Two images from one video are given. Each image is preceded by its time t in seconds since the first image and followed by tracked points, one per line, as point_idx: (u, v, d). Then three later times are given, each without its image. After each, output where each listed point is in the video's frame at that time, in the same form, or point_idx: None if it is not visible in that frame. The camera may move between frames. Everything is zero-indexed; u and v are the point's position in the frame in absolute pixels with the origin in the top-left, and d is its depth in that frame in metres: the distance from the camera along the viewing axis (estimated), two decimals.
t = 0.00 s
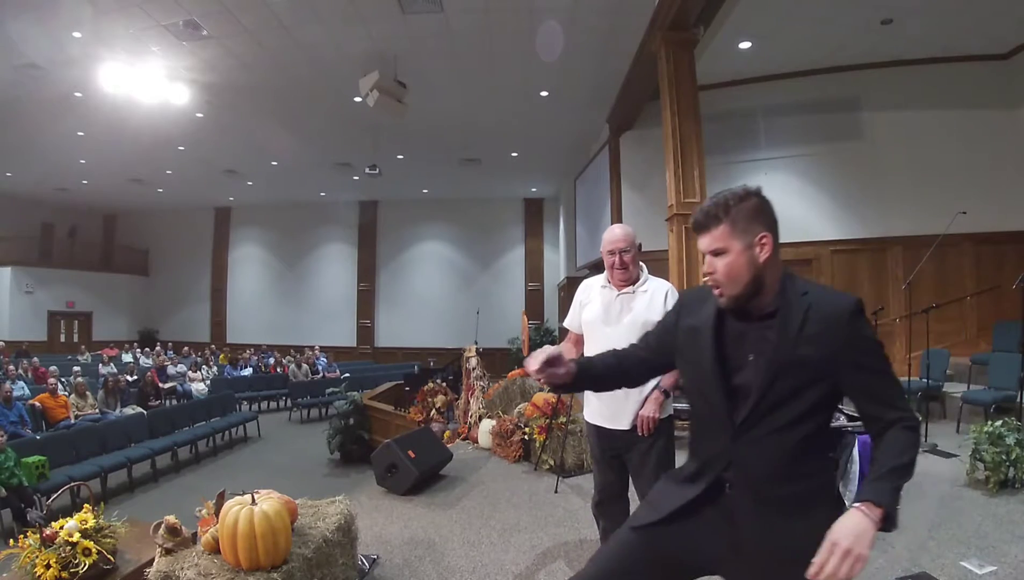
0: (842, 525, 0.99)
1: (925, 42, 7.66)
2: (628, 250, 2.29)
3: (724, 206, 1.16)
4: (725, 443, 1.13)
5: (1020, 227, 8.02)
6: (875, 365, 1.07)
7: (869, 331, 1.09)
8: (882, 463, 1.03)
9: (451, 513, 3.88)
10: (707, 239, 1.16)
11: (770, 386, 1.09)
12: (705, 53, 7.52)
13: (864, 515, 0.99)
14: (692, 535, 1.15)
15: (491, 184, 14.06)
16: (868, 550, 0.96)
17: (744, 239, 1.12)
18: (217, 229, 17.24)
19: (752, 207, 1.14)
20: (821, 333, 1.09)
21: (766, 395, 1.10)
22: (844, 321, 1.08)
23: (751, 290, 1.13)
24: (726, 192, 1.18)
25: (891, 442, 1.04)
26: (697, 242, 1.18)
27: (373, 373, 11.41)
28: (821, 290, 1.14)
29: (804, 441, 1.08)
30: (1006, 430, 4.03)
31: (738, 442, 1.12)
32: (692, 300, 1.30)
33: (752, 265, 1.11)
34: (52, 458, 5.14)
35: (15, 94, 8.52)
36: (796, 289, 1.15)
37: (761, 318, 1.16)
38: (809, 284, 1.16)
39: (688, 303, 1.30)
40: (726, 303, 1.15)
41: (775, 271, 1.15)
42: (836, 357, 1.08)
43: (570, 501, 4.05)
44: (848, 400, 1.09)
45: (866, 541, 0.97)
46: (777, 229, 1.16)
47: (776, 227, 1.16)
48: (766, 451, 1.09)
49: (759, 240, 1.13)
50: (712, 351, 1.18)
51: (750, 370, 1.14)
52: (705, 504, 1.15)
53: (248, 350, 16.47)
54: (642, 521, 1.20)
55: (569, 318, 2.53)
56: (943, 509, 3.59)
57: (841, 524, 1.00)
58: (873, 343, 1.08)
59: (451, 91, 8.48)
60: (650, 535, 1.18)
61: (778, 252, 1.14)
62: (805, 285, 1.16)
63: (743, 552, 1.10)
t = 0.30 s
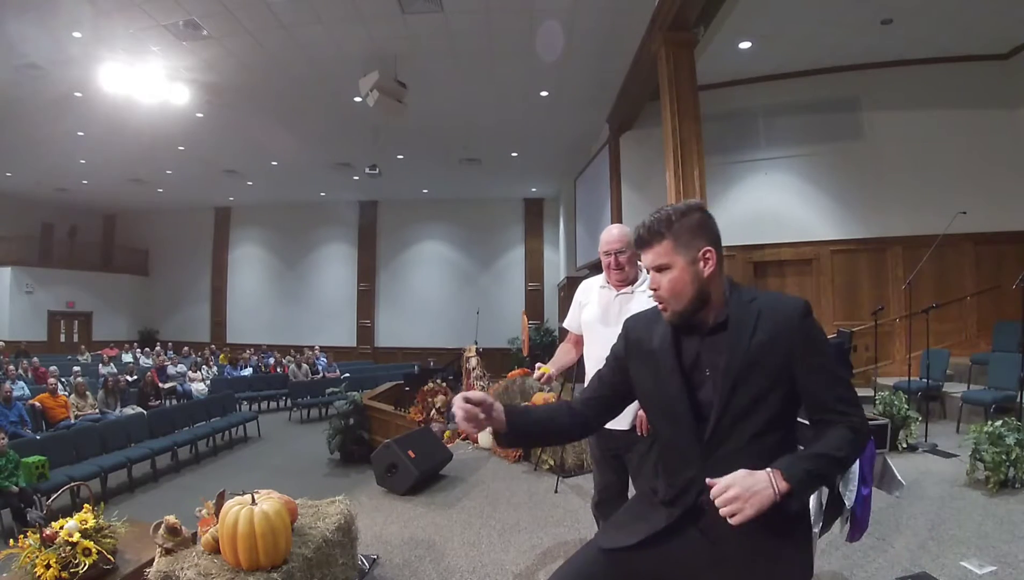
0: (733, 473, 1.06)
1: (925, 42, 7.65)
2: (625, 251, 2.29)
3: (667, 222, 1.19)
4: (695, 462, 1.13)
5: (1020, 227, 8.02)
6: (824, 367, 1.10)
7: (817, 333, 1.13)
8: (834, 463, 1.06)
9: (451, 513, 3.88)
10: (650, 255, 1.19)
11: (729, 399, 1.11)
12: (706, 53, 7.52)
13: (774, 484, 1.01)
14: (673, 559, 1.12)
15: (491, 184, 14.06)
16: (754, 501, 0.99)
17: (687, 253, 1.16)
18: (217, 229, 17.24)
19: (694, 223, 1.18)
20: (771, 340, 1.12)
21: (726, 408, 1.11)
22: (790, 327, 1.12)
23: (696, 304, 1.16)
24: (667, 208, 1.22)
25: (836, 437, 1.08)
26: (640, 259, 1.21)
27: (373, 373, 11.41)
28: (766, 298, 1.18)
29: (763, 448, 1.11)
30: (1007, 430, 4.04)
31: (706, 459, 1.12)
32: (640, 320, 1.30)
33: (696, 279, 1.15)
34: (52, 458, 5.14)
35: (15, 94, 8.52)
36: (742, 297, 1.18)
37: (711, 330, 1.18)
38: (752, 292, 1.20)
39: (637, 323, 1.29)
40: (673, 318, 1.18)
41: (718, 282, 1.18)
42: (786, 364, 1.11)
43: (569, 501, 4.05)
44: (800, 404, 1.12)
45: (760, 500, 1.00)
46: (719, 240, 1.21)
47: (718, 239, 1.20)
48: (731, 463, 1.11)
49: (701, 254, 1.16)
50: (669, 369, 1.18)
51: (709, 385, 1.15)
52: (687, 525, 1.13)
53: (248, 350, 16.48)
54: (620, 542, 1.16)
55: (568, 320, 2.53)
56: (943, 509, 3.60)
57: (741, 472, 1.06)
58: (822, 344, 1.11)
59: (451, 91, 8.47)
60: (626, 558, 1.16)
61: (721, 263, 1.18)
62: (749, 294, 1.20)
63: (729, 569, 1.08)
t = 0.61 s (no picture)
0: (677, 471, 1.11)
1: (925, 42, 7.65)
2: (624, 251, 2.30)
3: (626, 233, 1.18)
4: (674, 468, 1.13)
5: (1020, 227, 8.02)
6: (793, 370, 1.09)
7: (786, 337, 1.11)
8: (806, 466, 1.07)
9: (451, 513, 3.88)
10: (611, 268, 1.17)
11: (699, 409, 1.09)
12: (706, 53, 7.51)
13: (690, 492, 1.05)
14: (661, 559, 1.12)
15: (491, 184, 14.06)
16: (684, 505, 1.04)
17: (647, 264, 1.14)
18: (217, 229, 17.24)
19: (653, 233, 1.17)
20: (739, 346, 1.10)
21: (698, 417, 1.10)
22: (758, 332, 1.10)
23: (662, 314, 1.14)
24: (628, 219, 1.20)
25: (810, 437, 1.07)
26: (602, 272, 1.20)
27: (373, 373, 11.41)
28: (735, 303, 1.16)
29: (740, 453, 1.11)
30: (1006, 430, 4.04)
31: (683, 464, 1.12)
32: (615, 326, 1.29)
33: (657, 289, 1.13)
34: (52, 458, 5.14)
35: (15, 94, 8.52)
36: (709, 303, 1.16)
37: (680, 339, 1.18)
38: (719, 296, 1.18)
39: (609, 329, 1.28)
40: (639, 330, 1.17)
41: (682, 291, 1.17)
42: (756, 370, 1.09)
43: (569, 501, 4.05)
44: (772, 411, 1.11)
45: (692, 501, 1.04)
46: (680, 249, 1.19)
47: (679, 248, 1.18)
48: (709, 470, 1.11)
49: (661, 264, 1.15)
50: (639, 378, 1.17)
51: (681, 394, 1.14)
52: (674, 527, 1.12)
53: (248, 350, 16.48)
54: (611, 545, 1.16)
55: (567, 320, 2.53)
56: (943, 510, 3.60)
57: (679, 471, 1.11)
58: (791, 348, 1.10)
59: (451, 91, 8.47)
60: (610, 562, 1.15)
61: (682, 273, 1.16)
62: (718, 298, 1.18)
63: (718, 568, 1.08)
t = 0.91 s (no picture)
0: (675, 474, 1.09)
1: (924, 42, 7.66)
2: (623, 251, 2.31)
3: (617, 234, 1.20)
4: (669, 470, 1.13)
5: (1020, 226, 8.02)
6: (784, 369, 1.09)
7: (779, 336, 1.11)
8: (802, 467, 1.05)
9: (452, 513, 3.88)
10: (601, 269, 1.19)
11: (691, 408, 1.09)
12: (705, 53, 7.52)
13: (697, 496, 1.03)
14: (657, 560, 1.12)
15: (491, 184, 14.06)
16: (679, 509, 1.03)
17: (637, 264, 1.16)
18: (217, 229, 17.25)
19: (642, 234, 1.19)
20: (730, 346, 1.10)
21: (689, 417, 1.09)
22: (748, 332, 1.10)
23: (651, 314, 1.15)
24: (618, 221, 1.22)
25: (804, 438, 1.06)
26: (593, 273, 1.21)
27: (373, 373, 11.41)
28: (725, 304, 1.16)
29: (734, 454, 1.10)
30: (1007, 430, 4.04)
31: (677, 466, 1.12)
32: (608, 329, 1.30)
33: (647, 288, 1.15)
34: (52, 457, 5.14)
35: (15, 95, 8.52)
36: (700, 304, 1.17)
37: (670, 339, 1.19)
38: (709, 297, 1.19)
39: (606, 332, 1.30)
40: (630, 331, 1.17)
41: (672, 291, 1.18)
42: (748, 370, 1.09)
43: (569, 501, 4.05)
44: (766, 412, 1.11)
45: (685, 506, 1.03)
46: (669, 248, 1.21)
47: (668, 249, 1.20)
48: (704, 471, 1.10)
49: (650, 264, 1.17)
50: (631, 379, 1.18)
51: (672, 394, 1.14)
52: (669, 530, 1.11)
53: (249, 350, 16.48)
54: (607, 545, 1.17)
55: (567, 320, 2.53)
56: (943, 510, 3.60)
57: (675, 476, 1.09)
58: (782, 348, 1.09)
59: (451, 91, 8.48)
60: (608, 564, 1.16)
61: (672, 272, 1.18)
62: (709, 299, 1.18)
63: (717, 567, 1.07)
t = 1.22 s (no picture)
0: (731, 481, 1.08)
1: (924, 42, 7.67)
2: (623, 252, 2.30)
3: (661, 225, 1.18)
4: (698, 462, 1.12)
5: (1020, 226, 8.03)
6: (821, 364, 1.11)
7: (815, 332, 1.13)
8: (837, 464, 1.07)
9: (452, 513, 3.88)
10: (645, 258, 1.17)
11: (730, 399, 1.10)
12: (705, 53, 7.51)
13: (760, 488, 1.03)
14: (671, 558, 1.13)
15: (491, 184, 14.06)
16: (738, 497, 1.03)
17: (685, 256, 1.14)
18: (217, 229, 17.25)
19: (688, 225, 1.17)
20: (771, 338, 1.11)
21: (728, 407, 1.10)
22: (787, 327, 1.12)
23: (693, 306, 1.15)
24: (663, 213, 1.20)
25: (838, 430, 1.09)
26: (635, 263, 1.20)
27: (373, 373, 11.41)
28: (763, 300, 1.18)
29: (767, 447, 1.12)
30: (1006, 430, 4.03)
31: (711, 459, 1.11)
32: (637, 322, 1.29)
33: (692, 280, 1.14)
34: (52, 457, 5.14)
35: (15, 94, 8.52)
36: (738, 299, 1.18)
37: (707, 333, 1.18)
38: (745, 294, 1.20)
39: (632, 327, 1.28)
40: (670, 322, 1.17)
41: (714, 286, 1.17)
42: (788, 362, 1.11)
43: (569, 501, 4.05)
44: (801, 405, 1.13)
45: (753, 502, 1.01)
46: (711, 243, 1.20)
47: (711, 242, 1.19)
48: (737, 461, 1.11)
49: (696, 256, 1.15)
50: (664, 370, 1.17)
51: (709, 386, 1.14)
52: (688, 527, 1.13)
53: (248, 350, 16.47)
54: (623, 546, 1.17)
55: (568, 319, 2.53)
56: (943, 510, 3.60)
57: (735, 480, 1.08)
58: (820, 344, 1.12)
59: (451, 91, 8.48)
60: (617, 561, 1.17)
61: (715, 267, 1.17)
62: (745, 295, 1.20)
63: (728, 562, 1.09)
